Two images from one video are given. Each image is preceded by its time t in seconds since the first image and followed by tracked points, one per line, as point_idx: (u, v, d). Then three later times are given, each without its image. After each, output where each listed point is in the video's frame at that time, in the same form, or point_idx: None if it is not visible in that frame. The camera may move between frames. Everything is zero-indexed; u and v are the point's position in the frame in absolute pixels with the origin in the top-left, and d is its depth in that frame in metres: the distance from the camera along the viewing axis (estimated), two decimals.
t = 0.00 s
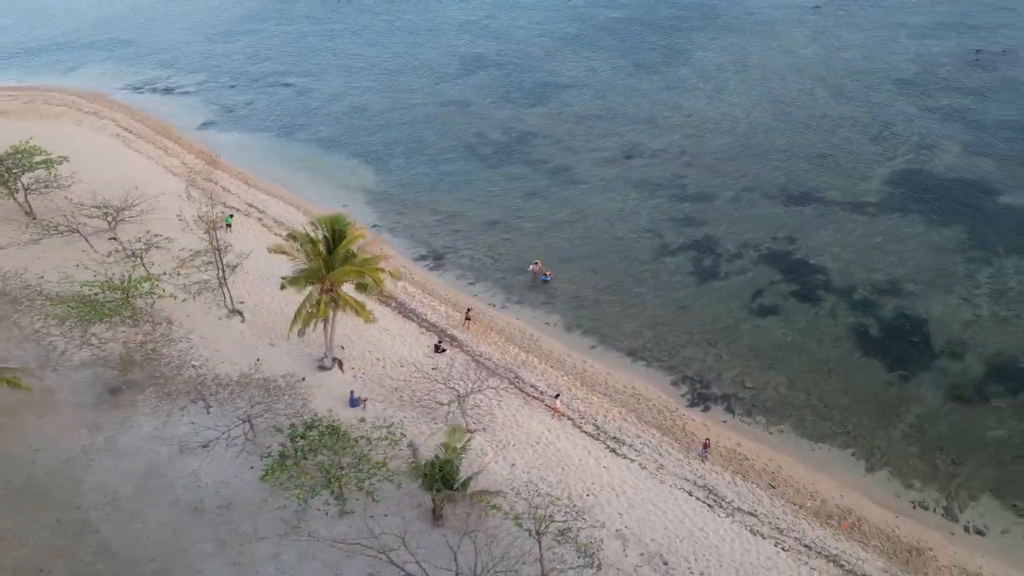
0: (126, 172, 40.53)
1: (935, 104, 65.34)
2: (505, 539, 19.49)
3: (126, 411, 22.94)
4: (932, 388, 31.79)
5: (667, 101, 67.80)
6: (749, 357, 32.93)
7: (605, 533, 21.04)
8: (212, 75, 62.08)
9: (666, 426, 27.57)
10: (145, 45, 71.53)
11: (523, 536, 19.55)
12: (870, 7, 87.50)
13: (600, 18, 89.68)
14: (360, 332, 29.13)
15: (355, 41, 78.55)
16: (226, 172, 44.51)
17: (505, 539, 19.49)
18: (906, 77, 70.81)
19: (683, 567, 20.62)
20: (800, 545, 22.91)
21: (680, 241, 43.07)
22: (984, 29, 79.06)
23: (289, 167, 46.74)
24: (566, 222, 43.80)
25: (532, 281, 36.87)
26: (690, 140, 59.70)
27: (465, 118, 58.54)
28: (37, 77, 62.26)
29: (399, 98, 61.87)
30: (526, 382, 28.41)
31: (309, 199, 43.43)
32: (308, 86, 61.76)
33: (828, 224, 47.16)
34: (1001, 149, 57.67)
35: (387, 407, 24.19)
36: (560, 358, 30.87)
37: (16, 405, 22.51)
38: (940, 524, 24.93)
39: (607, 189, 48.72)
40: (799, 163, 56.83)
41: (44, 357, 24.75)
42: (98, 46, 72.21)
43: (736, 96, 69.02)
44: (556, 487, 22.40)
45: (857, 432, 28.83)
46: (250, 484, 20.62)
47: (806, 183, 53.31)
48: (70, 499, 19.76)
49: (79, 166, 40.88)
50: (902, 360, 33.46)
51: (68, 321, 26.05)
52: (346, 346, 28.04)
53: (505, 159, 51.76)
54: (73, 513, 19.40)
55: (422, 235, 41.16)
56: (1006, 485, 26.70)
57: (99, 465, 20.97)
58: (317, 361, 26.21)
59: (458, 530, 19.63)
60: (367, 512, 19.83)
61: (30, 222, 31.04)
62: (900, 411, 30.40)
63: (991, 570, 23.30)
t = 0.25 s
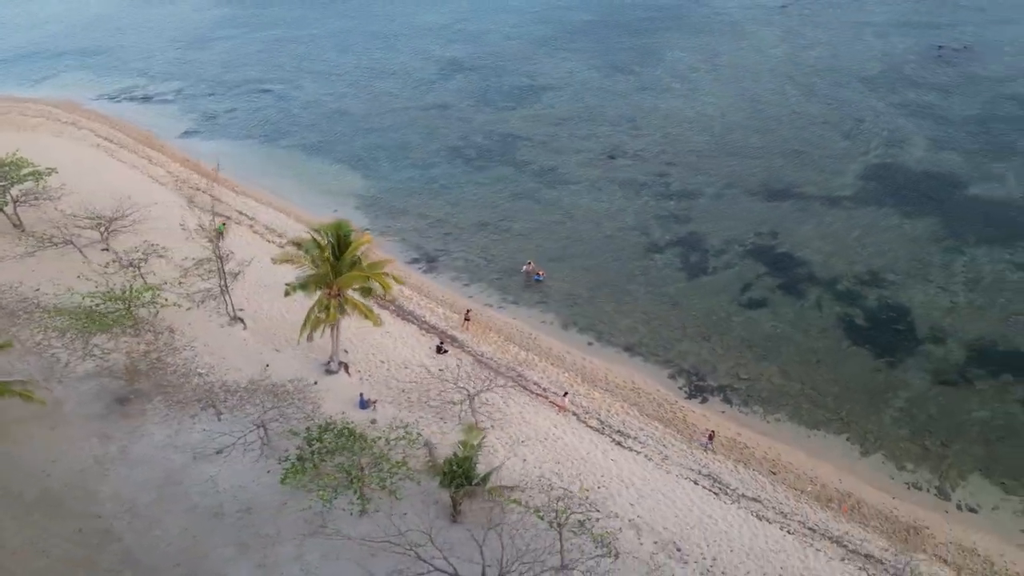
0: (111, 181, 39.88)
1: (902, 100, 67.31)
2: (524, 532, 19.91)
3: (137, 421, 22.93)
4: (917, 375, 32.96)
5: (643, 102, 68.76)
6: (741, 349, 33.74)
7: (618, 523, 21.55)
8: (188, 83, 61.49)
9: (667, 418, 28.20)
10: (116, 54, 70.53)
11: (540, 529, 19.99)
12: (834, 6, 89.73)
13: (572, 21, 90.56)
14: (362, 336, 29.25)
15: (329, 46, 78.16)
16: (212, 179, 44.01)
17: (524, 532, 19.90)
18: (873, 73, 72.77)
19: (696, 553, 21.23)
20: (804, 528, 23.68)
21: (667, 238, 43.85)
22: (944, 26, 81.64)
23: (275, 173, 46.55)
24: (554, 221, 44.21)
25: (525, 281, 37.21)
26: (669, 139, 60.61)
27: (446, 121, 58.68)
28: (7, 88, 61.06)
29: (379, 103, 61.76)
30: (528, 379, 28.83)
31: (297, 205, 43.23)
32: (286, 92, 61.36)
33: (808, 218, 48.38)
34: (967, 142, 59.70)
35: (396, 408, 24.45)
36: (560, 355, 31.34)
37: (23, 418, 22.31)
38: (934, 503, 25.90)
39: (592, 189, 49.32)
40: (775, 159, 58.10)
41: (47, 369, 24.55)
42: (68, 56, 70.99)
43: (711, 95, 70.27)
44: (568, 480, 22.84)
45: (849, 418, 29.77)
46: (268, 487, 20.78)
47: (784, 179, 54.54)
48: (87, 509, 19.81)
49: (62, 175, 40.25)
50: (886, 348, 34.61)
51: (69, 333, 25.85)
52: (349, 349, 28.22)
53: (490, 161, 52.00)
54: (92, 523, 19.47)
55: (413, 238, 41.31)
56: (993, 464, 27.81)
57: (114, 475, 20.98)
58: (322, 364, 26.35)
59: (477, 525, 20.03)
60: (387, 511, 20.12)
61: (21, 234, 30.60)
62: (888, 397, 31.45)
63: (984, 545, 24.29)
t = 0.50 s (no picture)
0: (97, 187, 39.32)
1: (872, 96, 69.10)
2: (542, 523, 20.39)
3: (148, 429, 22.95)
4: (902, 362, 34.14)
5: (621, 101, 69.50)
6: (735, 341, 34.54)
7: (631, 512, 22.13)
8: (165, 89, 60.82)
9: (668, 410, 28.86)
10: (88, 62, 69.40)
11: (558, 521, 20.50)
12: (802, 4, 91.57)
13: (545, 20, 90.93)
14: (363, 339, 29.41)
15: (303, 46, 77.38)
16: (200, 186, 43.49)
17: (543, 523, 20.39)
18: (841, 70, 74.54)
19: (707, 538, 21.88)
20: (807, 512, 24.49)
21: (655, 234, 44.55)
22: (907, 23, 83.89)
23: (261, 177, 46.30)
24: (543, 221, 44.60)
25: (520, 281, 37.54)
26: (649, 138, 61.41)
27: (428, 123, 58.77)
28: None
29: (359, 104, 61.51)
30: (531, 377, 29.28)
31: (288, 211, 43.02)
32: (265, 95, 60.82)
33: (789, 213, 49.53)
34: (935, 136, 61.56)
35: (406, 408, 24.74)
36: (559, 352, 31.84)
37: (33, 430, 22.19)
38: (927, 483, 26.93)
39: (578, 187, 49.78)
40: (753, 156, 59.28)
41: (52, 381, 24.39)
42: (37, 65, 69.64)
43: (686, 94, 71.32)
44: (580, 472, 23.34)
45: (841, 405, 30.74)
46: (286, 490, 20.99)
47: (763, 175, 55.70)
48: (107, 517, 19.89)
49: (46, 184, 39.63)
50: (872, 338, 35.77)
51: (72, 345, 25.70)
52: (352, 352, 28.41)
53: (476, 161, 52.16)
54: (114, 531, 19.60)
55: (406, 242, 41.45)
56: (979, 444, 28.98)
57: (130, 482, 21.01)
58: (328, 368, 26.52)
59: (495, 519, 20.48)
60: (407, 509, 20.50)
61: (13, 246, 30.19)
62: (876, 385, 32.58)
63: (977, 522, 25.36)
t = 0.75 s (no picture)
0: (82, 195, 38.73)
1: (842, 93, 70.82)
2: (559, 515, 20.91)
3: (160, 437, 23.09)
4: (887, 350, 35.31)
5: (599, 101, 70.24)
6: (727, 334, 35.37)
7: (643, 501, 22.72)
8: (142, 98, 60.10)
9: (669, 403, 29.53)
10: (60, 72, 68.26)
11: (574, 513, 20.95)
12: (770, 4, 93.34)
13: (519, 21, 91.36)
14: (366, 343, 29.59)
15: (278, 49, 76.71)
16: (188, 194, 43.14)
17: (560, 515, 20.91)
18: (812, 68, 76.25)
19: (717, 524, 22.56)
20: (809, 496, 25.32)
21: (643, 232, 45.31)
22: (872, 21, 86.02)
23: (249, 184, 46.08)
24: (533, 221, 45.05)
25: (514, 282, 37.93)
26: (630, 138, 62.22)
27: (410, 126, 58.90)
28: None
29: (340, 109, 61.35)
30: (533, 374, 29.74)
31: (278, 218, 42.88)
32: (244, 102, 60.38)
33: (770, 209, 50.66)
34: (905, 130, 63.34)
35: (415, 408, 25.06)
36: (558, 350, 32.34)
37: (45, 443, 22.14)
38: (918, 465, 27.95)
39: (564, 187, 50.36)
40: (732, 154, 60.46)
41: (58, 394, 24.24)
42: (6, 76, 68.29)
43: (662, 94, 72.39)
44: (590, 465, 23.86)
45: (833, 392, 31.71)
46: (305, 492, 21.28)
47: (743, 172, 56.84)
48: (129, 524, 20.18)
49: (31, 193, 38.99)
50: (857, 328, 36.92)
51: (76, 356, 25.55)
52: (356, 355, 28.61)
53: (461, 164, 52.50)
54: (137, 538, 19.88)
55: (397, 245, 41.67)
56: (965, 426, 30.10)
57: (148, 491, 21.24)
58: (335, 372, 26.72)
59: (512, 514, 20.95)
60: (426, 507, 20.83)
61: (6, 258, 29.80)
62: (864, 372, 33.66)
63: (969, 500, 26.44)
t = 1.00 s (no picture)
0: (69, 204, 38.22)
1: (813, 90, 72.54)
2: (574, 505, 21.53)
3: (173, 444, 23.19)
4: (871, 339, 36.53)
5: (577, 101, 70.91)
6: (720, 328, 36.22)
7: (653, 489, 23.43)
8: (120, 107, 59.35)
9: (668, 395, 30.24)
10: (32, 82, 67.05)
11: (589, 504, 21.62)
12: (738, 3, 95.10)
13: (493, 24, 91.81)
14: (368, 346, 29.86)
15: (253, 55, 76.15)
16: (176, 202, 42.80)
17: (574, 505, 21.53)
18: (782, 67, 77.94)
19: (725, 509, 23.30)
20: (809, 480, 26.22)
21: (630, 230, 46.12)
22: (837, 19, 88.25)
23: (237, 190, 45.87)
24: (522, 221, 45.49)
25: (508, 282, 38.37)
26: (610, 138, 63.03)
27: (393, 130, 59.01)
28: None
29: (320, 113, 61.18)
30: (535, 371, 30.23)
31: (268, 225, 42.75)
32: (224, 108, 59.90)
33: (752, 205, 51.82)
34: (876, 126, 65.16)
35: (423, 408, 25.41)
36: (557, 347, 32.85)
37: (58, 453, 22.13)
38: (908, 448, 29.12)
39: (550, 188, 50.92)
40: (711, 152, 61.60)
41: (65, 404, 24.05)
42: None
43: (639, 95, 73.39)
44: (598, 456, 24.47)
45: (823, 381, 32.75)
46: (323, 492, 21.66)
47: (723, 170, 57.98)
48: (149, 531, 20.29)
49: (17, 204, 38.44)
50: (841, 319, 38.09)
51: (82, 366, 25.47)
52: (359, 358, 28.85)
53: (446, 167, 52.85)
54: (157, 543, 20.01)
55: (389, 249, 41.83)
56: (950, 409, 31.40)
57: (165, 497, 21.35)
58: (341, 375, 26.99)
59: (528, 508, 21.49)
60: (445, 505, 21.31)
61: None
62: (852, 361, 34.79)
63: (958, 479, 27.56)
